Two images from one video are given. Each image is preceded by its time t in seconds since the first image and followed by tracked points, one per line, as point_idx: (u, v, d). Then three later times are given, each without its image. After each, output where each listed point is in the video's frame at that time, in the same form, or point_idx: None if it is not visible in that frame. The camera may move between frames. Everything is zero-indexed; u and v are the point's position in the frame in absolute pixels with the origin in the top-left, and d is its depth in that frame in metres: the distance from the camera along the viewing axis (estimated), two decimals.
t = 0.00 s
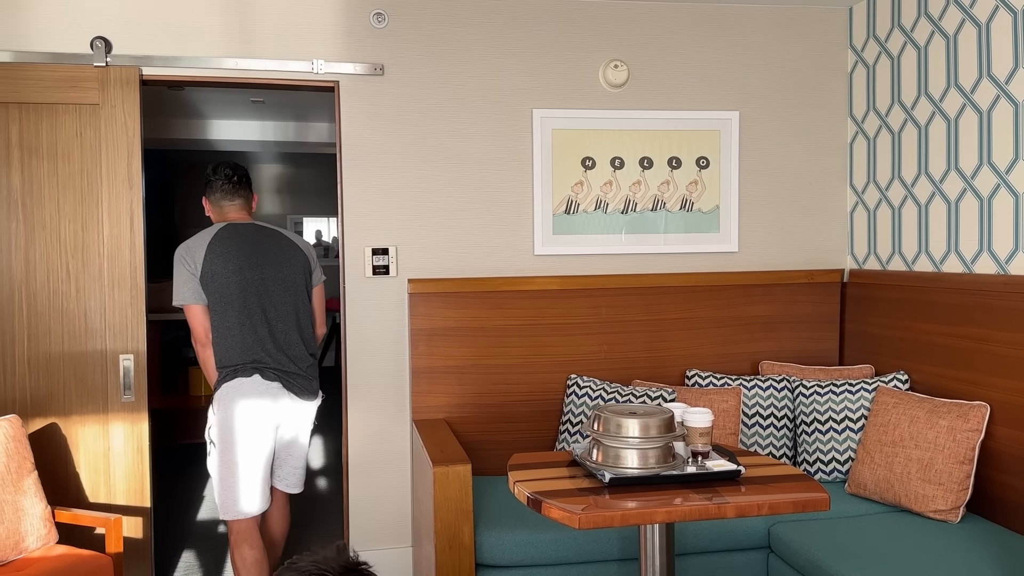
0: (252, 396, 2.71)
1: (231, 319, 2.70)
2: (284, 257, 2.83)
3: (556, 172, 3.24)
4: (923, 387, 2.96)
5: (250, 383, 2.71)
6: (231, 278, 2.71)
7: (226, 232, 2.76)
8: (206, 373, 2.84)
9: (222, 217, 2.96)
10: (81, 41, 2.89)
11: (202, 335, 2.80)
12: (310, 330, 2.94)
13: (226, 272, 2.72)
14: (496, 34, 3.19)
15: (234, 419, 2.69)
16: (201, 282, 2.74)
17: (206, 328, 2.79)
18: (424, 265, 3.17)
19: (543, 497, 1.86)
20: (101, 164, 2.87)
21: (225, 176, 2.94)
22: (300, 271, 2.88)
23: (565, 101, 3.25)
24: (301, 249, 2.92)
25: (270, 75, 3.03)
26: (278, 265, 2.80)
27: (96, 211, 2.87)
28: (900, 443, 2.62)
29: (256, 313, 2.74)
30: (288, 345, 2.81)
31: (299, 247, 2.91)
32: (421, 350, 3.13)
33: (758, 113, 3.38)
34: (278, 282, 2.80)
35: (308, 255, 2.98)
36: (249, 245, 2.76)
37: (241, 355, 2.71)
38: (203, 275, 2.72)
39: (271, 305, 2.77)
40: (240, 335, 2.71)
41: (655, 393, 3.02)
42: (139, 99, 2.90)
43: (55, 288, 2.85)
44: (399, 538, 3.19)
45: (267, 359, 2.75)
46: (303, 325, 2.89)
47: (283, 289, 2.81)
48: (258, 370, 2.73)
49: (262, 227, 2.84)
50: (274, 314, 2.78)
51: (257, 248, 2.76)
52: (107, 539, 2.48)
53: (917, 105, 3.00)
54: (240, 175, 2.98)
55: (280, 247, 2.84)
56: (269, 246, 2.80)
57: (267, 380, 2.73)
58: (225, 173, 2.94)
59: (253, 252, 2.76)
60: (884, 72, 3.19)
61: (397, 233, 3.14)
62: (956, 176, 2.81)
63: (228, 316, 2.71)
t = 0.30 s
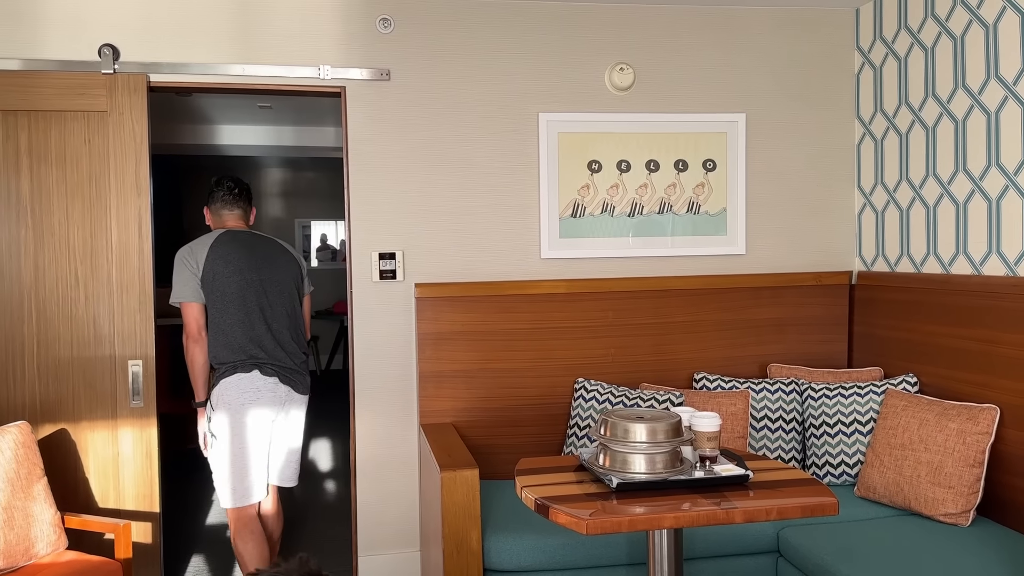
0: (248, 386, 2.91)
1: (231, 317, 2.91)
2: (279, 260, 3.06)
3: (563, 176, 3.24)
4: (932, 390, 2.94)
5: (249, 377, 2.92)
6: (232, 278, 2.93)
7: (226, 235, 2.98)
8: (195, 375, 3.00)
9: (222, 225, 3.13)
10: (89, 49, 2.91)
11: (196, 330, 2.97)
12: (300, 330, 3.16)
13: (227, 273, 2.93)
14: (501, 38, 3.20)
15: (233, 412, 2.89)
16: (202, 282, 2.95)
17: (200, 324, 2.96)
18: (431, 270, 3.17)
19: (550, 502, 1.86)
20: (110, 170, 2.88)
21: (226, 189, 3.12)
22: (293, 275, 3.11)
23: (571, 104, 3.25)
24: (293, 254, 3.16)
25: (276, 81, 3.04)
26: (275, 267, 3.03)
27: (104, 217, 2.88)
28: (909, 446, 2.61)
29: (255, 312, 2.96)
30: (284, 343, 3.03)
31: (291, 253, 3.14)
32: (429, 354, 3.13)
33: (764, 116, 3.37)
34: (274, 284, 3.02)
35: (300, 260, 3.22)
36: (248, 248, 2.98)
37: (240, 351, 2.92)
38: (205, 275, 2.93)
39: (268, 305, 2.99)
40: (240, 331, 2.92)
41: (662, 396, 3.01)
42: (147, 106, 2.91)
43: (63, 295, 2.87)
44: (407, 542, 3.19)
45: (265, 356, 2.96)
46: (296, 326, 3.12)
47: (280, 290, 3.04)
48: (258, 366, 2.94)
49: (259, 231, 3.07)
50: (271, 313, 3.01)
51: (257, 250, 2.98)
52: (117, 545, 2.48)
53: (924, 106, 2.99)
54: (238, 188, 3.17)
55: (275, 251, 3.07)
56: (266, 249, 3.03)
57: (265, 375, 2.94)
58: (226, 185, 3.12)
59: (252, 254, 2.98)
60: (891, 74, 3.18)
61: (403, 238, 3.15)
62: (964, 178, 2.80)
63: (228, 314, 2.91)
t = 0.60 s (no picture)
0: (237, 395, 3.08)
1: (226, 315, 3.07)
2: (277, 258, 3.19)
3: (570, 175, 3.23)
4: (944, 388, 2.91)
5: (238, 373, 3.07)
6: (226, 277, 3.07)
7: (223, 234, 3.12)
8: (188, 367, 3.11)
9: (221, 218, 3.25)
10: (96, 51, 2.91)
11: (191, 322, 3.08)
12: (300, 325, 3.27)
13: (222, 271, 3.07)
14: (508, 37, 3.19)
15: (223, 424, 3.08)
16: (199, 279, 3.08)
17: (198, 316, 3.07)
18: (439, 270, 3.16)
19: (558, 502, 1.85)
20: (117, 173, 2.89)
21: (224, 181, 3.23)
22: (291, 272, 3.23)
23: (577, 103, 3.23)
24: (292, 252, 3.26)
25: (283, 83, 3.04)
26: (271, 264, 3.16)
27: (111, 219, 2.89)
28: (921, 445, 2.58)
29: (248, 309, 3.09)
30: (278, 339, 3.15)
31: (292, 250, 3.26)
32: (436, 355, 3.12)
33: (772, 113, 3.35)
34: (270, 281, 3.15)
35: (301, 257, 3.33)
36: (244, 247, 3.12)
37: (232, 347, 3.07)
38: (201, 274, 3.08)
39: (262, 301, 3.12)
40: (232, 328, 3.06)
41: (671, 396, 3.00)
42: (153, 108, 2.91)
43: (71, 297, 2.87)
44: (415, 543, 3.18)
45: (256, 353, 3.09)
46: (292, 322, 3.21)
47: (276, 287, 3.16)
48: (246, 362, 3.07)
49: (258, 228, 3.20)
50: (265, 310, 3.13)
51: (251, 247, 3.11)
52: (125, 546, 2.48)
53: (934, 102, 2.96)
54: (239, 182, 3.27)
55: (273, 249, 3.19)
56: (262, 247, 3.15)
57: (253, 371, 3.08)
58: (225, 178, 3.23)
59: (248, 253, 3.11)
60: (900, 70, 3.15)
61: (411, 238, 3.14)
62: (975, 174, 2.77)
63: (223, 312, 3.07)
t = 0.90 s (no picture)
0: (225, 397, 3.15)
1: (215, 319, 3.13)
2: (271, 263, 3.20)
3: (576, 171, 3.21)
4: (954, 383, 2.89)
5: (225, 377, 3.15)
6: (218, 282, 3.11)
7: (222, 239, 3.15)
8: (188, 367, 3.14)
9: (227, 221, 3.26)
10: (102, 50, 2.92)
11: (195, 322, 3.10)
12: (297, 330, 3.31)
13: (216, 275, 3.11)
14: (514, 33, 3.18)
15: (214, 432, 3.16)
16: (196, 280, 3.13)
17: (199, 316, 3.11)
18: (445, 267, 3.16)
19: (565, 499, 1.84)
20: (124, 172, 2.89)
21: (230, 185, 3.23)
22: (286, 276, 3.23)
23: (583, 99, 3.22)
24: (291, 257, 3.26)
25: (288, 80, 3.04)
26: (264, 271, 3.17)
27: (118, 218, 2.89)
28: (931, 441, 2.56)
29: (237, 316, 3.13)
30: (267, 345, 3.18)
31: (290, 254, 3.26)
32: (443, 352, 3.12)
33: (780, 107, 3.33)
34: (263, 287, 3.18)
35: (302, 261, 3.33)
36: (238, 252, 3.14)
37: (220, 350, 3.15)
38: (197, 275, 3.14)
39: (253, 307, 3.15)
40: (222, 333, 3.14)
41: (679, 392, 2.98)
42: (160, 106, 2.92)
43: (79, 296, 2.88)
44: (423, 540, 3.18)
45: (242, 358, 3.16)
46: (286, 327, 3.25)
47: (268, 293, 3.18)
48: (231, 367, 3.15)
49: (257, 234, 3.21)
50: (256, 317, 3.16)
51: (244, 254, 3.12)
52: (133, 544, 2.49)
53: (943, 95, 2.94)
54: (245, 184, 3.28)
55: (269, 254, 3.20)
56: (258, 253, 3.18)
57: (237, 377, 3.15)
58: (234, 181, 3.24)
59: (242, 259, 3.14)
60: (909, 63, 3.12)
61: (417, 235, 3.14)
62: (984, 167, 2.75)
63: (215, 316, 3.13)
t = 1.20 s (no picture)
0: (235, 392, 3.16)
1: (221, 317, 3.15)
2: (275, 263, 3.19)
3: (578, 168, 3.20)
4: (959, 380, 2.87)
5: (234, 372, 3.15)
6: (223, 281, 3.13)
7: (228, 239, 3.16)
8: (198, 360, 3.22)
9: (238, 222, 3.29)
10: (102, 49, 2.92)
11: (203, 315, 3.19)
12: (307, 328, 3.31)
13: (221, 275, 3.13)
14: (514, 30, 3.16)
15: (225, 427, 3.19)
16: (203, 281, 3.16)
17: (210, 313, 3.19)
18: (447, 265, 3.15)
19: (567, 497, 1.83)
20: (125, 171, 2.89)
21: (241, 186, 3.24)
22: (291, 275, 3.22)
23: (585, 95, 3.21)
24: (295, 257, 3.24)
25: (289, 78, 3.04)
26: (268, 270, 3.17)
27: (120, 217, 2.89)
28: (936, 438, 2.54)
29: (243, 313, 3.14)
30: (273, 341, 3.17)
31: (293, 254, 3.25)
32: (445, 350, 3.11)
33: (783, 102, 3.31)
34: (267, 286, 3.17)
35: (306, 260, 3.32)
36: (243, 252, 3.15)
37: (227, 347, 3.16)
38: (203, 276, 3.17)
39: (257, 305, 3.15)
40: (228, 330, 3.15)
41: (682, 389, 2.97)
42: (161, 105, 2.92)
43: (81, 295, 2.88)
44: (426, 539, 3.17)
45: (249, 354, 3.15)
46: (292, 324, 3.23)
47: (271, 292, 3.18)
48: (239, 362, 3.15)
49: (263, 234, 3.21)
50: (261, 314, 3.16)
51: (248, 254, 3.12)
52: (135, 543, 2.49)
53: (947, 90, 2.92)
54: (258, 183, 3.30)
55: (273, 254, 3.20)
56: (262, 252, 3.17)
57: (247, 370, 3.15)
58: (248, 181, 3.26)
59: (246, 258, 3.15)
60: (913, 58, 3.10)
61: (419, 233, 3.13)
62: (989, 162, 2.72)
63: (221, 314, 3.15)
